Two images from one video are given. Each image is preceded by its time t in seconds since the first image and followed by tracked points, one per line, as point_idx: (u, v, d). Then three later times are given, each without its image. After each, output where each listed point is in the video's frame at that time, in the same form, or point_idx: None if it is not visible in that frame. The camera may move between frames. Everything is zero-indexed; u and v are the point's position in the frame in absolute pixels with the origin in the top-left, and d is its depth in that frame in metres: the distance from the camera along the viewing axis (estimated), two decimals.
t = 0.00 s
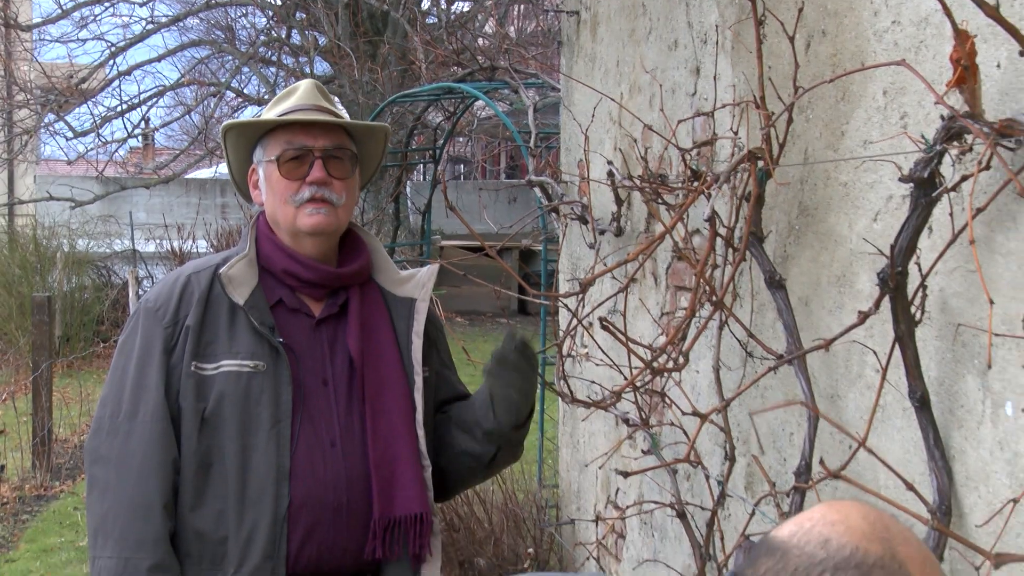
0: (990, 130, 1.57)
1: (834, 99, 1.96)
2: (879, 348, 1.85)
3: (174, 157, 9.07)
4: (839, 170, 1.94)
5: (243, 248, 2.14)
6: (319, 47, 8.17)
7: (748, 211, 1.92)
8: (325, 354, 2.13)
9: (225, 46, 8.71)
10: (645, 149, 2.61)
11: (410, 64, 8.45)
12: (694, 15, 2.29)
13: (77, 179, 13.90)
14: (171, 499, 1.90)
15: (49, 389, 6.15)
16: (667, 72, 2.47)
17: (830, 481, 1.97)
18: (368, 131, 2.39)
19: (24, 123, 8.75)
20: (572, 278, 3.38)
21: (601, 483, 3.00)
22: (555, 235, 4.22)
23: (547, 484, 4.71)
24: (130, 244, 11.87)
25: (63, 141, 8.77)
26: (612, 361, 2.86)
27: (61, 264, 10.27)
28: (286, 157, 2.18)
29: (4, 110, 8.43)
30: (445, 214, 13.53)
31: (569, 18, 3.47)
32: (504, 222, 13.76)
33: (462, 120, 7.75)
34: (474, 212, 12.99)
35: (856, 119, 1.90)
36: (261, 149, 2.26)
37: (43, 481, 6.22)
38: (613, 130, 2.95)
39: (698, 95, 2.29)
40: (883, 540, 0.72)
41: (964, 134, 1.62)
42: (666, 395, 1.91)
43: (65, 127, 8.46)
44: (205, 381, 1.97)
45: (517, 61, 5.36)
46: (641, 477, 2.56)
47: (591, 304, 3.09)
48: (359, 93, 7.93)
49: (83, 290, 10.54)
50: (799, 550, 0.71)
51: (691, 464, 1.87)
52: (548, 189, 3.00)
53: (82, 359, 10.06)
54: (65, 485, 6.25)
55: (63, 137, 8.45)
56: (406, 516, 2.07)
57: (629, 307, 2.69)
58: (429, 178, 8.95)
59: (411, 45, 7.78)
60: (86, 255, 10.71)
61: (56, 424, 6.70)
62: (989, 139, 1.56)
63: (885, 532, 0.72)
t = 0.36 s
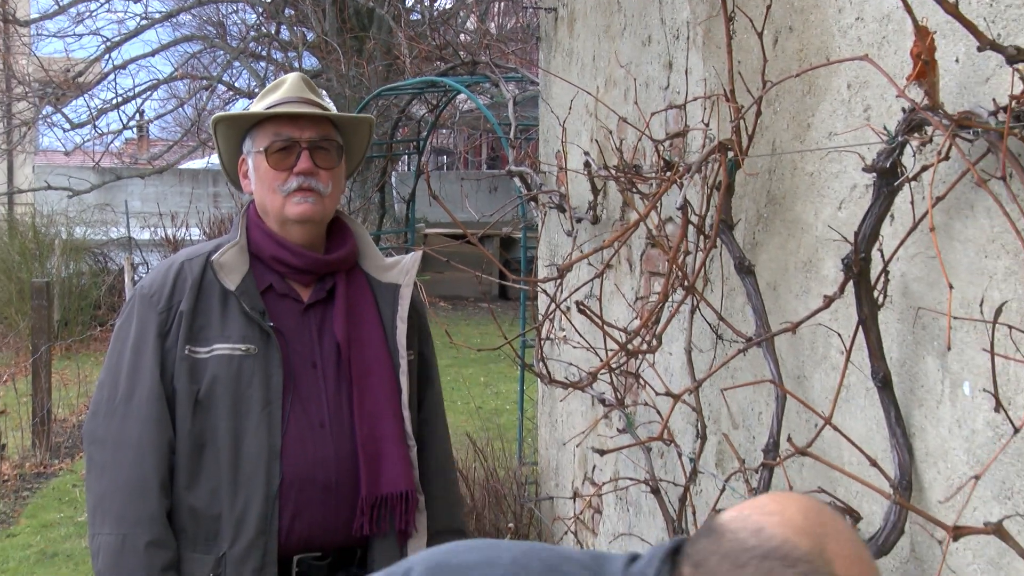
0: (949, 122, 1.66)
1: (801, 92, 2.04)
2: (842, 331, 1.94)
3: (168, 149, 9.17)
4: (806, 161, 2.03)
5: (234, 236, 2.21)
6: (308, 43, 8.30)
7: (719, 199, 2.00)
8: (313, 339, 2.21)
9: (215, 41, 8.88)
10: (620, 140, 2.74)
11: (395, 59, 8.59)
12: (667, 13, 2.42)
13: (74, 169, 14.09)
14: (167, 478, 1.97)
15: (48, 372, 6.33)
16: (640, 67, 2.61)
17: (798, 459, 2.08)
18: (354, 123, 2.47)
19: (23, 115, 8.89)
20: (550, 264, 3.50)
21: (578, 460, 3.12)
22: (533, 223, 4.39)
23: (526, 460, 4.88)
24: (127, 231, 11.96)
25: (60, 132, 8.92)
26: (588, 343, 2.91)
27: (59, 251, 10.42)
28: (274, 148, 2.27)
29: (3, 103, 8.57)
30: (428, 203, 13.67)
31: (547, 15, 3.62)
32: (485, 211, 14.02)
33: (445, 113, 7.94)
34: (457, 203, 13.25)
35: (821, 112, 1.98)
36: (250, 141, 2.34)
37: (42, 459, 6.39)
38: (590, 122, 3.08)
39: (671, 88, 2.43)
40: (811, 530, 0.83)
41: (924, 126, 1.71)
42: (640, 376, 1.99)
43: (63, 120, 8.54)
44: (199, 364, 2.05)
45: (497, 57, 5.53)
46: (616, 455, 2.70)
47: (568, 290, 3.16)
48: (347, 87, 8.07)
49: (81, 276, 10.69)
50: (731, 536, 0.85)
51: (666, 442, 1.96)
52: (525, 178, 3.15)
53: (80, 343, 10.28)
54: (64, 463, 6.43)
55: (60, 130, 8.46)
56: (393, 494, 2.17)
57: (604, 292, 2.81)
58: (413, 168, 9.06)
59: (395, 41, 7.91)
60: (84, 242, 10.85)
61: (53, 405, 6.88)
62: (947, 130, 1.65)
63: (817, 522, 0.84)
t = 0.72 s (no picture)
0: (925, 119, 1.74)
1: (785, 90, 2.13)
2: (824, 319, 2.04)
3: (176, 145, 9.37)
4: (790, 156, 2.12)
5: (244, 229, 2.29)
6: (312, 43, 8.48)
7: (708, 193, 2.09)
8: (320, 327, 2.30)
9: (224, 42, 8.92)
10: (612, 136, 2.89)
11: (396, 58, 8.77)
12: (657, 14, 2.56)
13: (88, 164, 14.39)
14: (178, 461, 2.05)
15: (63, 358, 6.57)
16: (631, 66, 2.77)
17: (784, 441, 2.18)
18: (361, 119, 2.56)
19: (38, 112, 9.12)
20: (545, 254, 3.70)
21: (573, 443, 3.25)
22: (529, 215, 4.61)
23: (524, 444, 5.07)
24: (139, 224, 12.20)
25: (76, 129, 9.10)
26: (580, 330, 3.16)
27: (74, 243, 10.61)
28: (284, 144, 2.35)
29: (19, 101, 8.79)
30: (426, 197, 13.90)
31: (542, 16, 3.79)
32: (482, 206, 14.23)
33: (444, 110, 8.12)
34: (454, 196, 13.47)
35: (805, 109, 2.07)
36: (261, 136, 2.42)
37: (59, 442, 6.67)
38: (583, 119, 3.23)
39: (660, 86, 2.56)
40: (582, 454, 1.00)
41: (903, 122, 1.78)
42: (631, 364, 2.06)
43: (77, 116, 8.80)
44: (209, 351, 2.13)
45: (494, 56, 5.71)
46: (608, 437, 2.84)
47: (562, 279, 3.39)
48: (349, 85, 8.25)
49: (94, 266, 10.92)
50: (521, 465, 1.03)
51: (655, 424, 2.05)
52: (521, 173, 3.33)
53: (94, 331, 10.56)
54: (79, 446, 6.71)
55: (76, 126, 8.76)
56: (395, 478, 2.28)
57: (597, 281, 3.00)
58: (412, 163, 9.21)
59: (396, 41, 8.09)
60: (98, 235, 11.01)
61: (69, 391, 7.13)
62: (924, 127, 1.73)
63: (593, 444, 1.00)
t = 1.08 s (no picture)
0: (902, 118, 1.82)
1: (767, 91, 2.21)
2: (804, 311, 2.12)
3: (180, 144, 9.50)
4: (772, 155, 2.21)
5: (245, 225, 2.37)
6: (312, 45, 8.60)
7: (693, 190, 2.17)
8: (320, 320, 2.38)
9: (227, 45, 9.03)
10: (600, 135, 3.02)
11: (392, 60, 8.91)
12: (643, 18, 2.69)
13: (92, 164, 14.54)
14: (184, 449, 2.13)
15: (72, 350, 6.68)
16: (618, 68, 2.89)
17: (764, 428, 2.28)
18: (358, 119, 2.64)
19: (47, 113, 9.26)
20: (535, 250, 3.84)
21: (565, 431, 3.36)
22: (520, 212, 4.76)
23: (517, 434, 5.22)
24: (144, 221, 12.35)
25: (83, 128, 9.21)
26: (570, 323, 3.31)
27: (82, 239, 10.72)
28: (284, 142, 2.43)
29: (30, 101, 8.91)
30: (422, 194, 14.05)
31: (533, 20, 3.91)
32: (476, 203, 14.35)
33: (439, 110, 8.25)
34: (449, 193, 13.59)
35: (786, 110, 2.15)
36: (261, 135, 2.50)
37: (67, 430, 6.83)
38: (572, 119, 3.36)
39: (647, 87, 2.68)
40: (481, 374, 1.20)
41: (880, 122, 1.86)
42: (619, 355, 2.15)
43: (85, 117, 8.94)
44: (214, 343, 2.21)
45: (487, 58, 5.84)
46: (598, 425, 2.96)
47: (551, 273, 3.52)
48: (347, 87, 8.37)
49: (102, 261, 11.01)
50: (432, 393, 1.25)
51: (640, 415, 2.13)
52: (513, 171, 3.46)
53: (102, 324, 10.73)
54: (86, 435, 6.87)
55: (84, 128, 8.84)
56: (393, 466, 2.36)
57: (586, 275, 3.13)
58: (408, 161, 9.32)
59: (392, 43, 8.22)
60: (105, 231, 11.18)
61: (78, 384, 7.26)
62: (900, 126, 1.80)
63: (489, 368, 1.19)
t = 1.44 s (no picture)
0: (870, 120, 1.88)
1: (741, 93, 2.29)
2: (776, 306, 2.21)
3: (173, 143, 9.61)
4: (746, 154, 2.29)
5: (238, 223, 2.43)
6: (301, 49, 8.67)
7: (670, 189, 2.24)
8: (309, 315, 2.45)
9: (218, 49, 9.02)
10: (581, 135, 3.15)
11: (379, 61, 9.03)
12: (622, 23, 2.83)
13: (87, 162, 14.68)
14: (177, 440, 2.20)
15: (68, 344, 6.76)
16: (598, 71, 3.03)
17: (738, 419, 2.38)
18: (348, 120, 2.70)
19: (43, 113, 9.35)
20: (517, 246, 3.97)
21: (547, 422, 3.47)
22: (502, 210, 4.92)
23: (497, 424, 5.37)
24: (138, 219, 12.50)
25: (77, 129, 9.28)
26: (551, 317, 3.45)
27: (77, 236, 10.82)
28: (275, 142, 2.50)
29: (25, 102, 8.99)
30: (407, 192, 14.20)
31: (515, 23, 4.02)
32: (461, 200, 14.46)
33: (424, 110, 8.37)
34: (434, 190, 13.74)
35: (759, 111, 2.23)
36: (254, 135, 2.57)
37: (64, 422, 6.91)
38: (554, 120, 3.49)
39: (625, 90, 2.82)
40: (565, 412, 1.15)
41: (850, 123, 1.93)
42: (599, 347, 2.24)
43: (80, 117, 9.06)
44: (206, 338, 2.28)
45: (472, 61, 5.97)
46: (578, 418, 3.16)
47: (533, 269, 3.66)
48: (335, 88, 8.49)
49: (97, 258, 11.18)
50: (509, 426, 1.19)
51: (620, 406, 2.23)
52: (496, 170, 3.58)
53: (97, 318, 10.87)
54: (82, 427, 6.94)
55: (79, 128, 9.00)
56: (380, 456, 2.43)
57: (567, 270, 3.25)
58: (395, 160, 9.42)
59: (379, 45, 8.34)
60: (99, 228, 11.35)
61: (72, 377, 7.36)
62: (869, 127, 1.87)
63: (574, 407, 1.14)
